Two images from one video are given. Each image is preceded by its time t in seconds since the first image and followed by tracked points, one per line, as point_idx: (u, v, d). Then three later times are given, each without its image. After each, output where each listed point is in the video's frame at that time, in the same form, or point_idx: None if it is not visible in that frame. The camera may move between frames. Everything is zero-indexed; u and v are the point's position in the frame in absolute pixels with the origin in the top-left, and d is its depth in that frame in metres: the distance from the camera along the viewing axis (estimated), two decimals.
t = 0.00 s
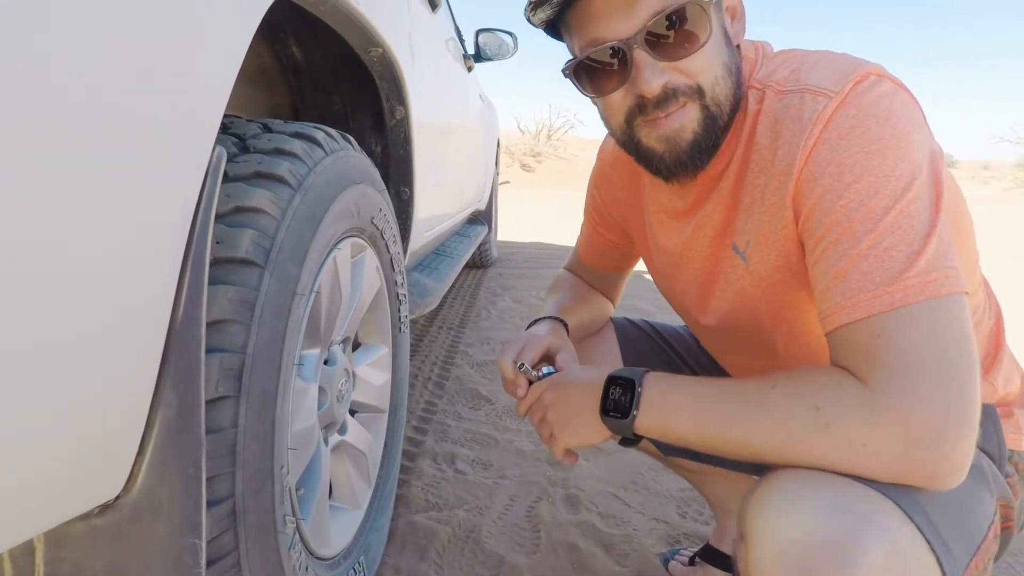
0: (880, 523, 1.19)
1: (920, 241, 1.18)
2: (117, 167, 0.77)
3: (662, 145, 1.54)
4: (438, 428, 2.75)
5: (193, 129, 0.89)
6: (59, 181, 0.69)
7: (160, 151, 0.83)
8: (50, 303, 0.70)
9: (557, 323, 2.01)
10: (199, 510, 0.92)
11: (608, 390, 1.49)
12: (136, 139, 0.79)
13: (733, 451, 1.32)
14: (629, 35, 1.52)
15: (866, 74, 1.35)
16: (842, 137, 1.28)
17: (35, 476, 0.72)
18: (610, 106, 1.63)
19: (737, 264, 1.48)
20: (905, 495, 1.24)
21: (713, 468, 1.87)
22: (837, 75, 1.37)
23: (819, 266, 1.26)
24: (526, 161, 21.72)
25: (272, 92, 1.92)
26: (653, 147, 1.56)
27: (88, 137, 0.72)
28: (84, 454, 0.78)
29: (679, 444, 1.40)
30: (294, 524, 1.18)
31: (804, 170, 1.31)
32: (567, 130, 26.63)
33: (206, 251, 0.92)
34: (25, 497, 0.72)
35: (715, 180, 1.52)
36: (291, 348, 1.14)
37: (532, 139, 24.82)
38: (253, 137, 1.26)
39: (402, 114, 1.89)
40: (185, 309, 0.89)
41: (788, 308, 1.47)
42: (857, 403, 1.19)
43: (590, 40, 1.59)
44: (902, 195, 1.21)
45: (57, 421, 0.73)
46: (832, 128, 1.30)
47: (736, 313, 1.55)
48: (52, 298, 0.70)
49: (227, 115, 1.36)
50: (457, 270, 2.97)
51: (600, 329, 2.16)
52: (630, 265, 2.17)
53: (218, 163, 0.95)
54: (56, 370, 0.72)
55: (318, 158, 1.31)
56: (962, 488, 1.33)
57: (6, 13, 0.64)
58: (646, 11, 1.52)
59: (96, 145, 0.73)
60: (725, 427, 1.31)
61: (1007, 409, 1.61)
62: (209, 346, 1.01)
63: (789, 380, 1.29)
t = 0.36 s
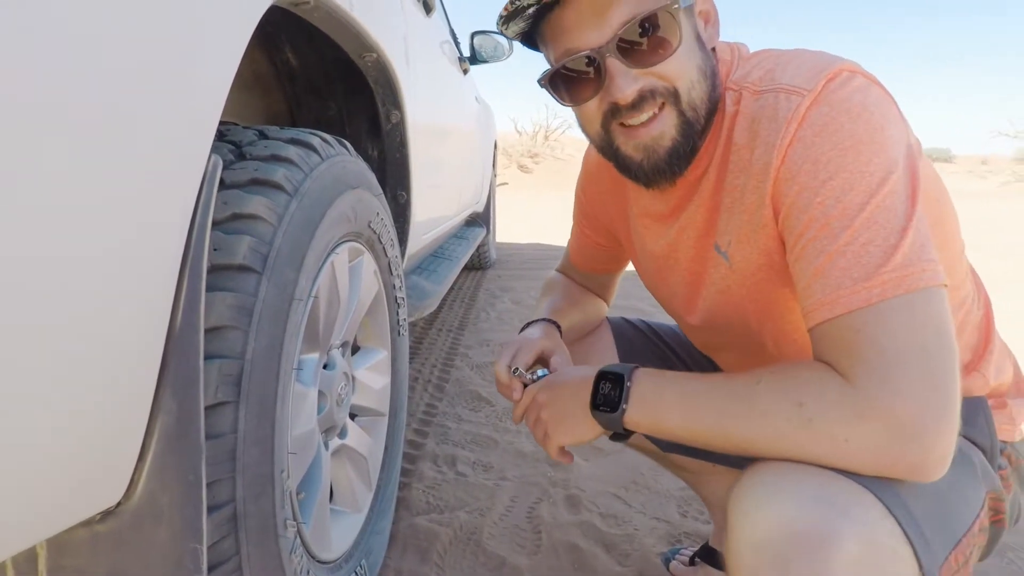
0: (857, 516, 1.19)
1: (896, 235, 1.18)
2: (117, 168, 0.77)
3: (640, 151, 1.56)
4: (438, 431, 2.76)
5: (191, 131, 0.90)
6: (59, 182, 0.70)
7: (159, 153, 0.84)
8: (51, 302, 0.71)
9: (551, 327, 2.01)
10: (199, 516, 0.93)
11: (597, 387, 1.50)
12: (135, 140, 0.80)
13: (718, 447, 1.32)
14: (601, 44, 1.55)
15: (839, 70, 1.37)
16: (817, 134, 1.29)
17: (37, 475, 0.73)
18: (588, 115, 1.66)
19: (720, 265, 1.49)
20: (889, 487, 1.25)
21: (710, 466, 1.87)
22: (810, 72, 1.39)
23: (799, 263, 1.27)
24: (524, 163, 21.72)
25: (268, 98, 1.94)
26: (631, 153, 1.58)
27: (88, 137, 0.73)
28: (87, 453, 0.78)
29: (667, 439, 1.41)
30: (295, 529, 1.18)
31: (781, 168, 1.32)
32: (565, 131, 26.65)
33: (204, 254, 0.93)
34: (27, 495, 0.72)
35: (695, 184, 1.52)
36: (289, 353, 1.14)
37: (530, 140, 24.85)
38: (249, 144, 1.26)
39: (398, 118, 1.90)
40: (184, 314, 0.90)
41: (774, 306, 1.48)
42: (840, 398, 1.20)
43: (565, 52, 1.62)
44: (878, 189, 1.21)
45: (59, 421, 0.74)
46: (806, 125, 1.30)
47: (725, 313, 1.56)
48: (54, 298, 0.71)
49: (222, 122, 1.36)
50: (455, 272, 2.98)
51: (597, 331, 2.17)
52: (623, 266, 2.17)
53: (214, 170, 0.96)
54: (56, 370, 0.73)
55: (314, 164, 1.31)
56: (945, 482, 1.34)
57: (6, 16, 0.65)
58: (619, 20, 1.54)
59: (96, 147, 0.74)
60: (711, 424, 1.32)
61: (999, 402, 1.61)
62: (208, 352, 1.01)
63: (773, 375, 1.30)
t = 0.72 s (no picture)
0: (865, 512, 1.20)
1: (905, 232, 1.18)
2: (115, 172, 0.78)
3: (645, 144, 1.58)
4: (440, 432, 2.76)
5: (189, 134, 0.90)
6: (56, 187, 0.71)
7: (157, 157, 0.84)
8: (49, 305, 0.71)
9: (555, 326, 2.01)
10: (199, 520, 0.93)
11: (603, 387, 1.50)
12: (132, 145, 0.80)
13: (725, 443, 1.32)
14: (609, 34, 1.54)
15: (849, 68, 1.37)
16: (826, 130, 1.29)
17: (37, 477, 0.74)
18: (594, 104, 1.66)
19: (730, 260, 1.49)
20: (894, 482, 1.25)
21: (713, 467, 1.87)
22: (819, 68, 1.40)
23: (807, 259, 1.27)
24: (525, 163, 21.72)
25: (268, 103, 1.95)
26: (637, 145, 1.59)
27: (84, 141, 0.74)
28: (86, 455, 0.79)
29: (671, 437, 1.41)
30: (296, 531, 1.19)
31: (791, 165, 1.32)
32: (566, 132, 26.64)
33: (203, 259, 0.93)
34: (26, 497, 0.73)
35: (704, 179, 1.54)
36: (289, 357, 1.15)
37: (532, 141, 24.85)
38: (248, 148, 1.27)
39: (397, 120, 1.90)
40: (183, 318, 0.91)
41: (783, 304, 1.47)
42: (848, 392, 1.20)
43: (572, 41, 1.61)
44: (888, 186, 1.22)
45: (57, 423, 0.75)
46: (816, 122, 1.31)
47: (733, 311, 1.56)
48: (51, 302, 0.72)
49: (220, 127, 1.37)
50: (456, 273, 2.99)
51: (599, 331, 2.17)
52: (628, 265, 2.18)
53: (212, 175, 0.96)
54: (55, 372, 0.73)
55: (312, 167, 1.32)
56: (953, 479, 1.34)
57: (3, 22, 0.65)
58: (626, 10, 1.52)
59: (93, 151, 0.75)
60: (716, 420, 1.32)
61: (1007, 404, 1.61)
62: (207, 355, 1.02)
63: (781, 371, 1.31)
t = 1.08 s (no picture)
0: (884, 512, 1.20)
1: (923, 231, 1.17)
2: (113, 171, 0.78)
3: (665, 124, 1.57)
4: (440, 432, 2.75)
5: (189, 133, 0.90)
6: (53, 187, 0.70)
7: (155, 157, 0.84)
8: (46, 307, 0.71)
9: (559, 324, 2.00)
10: (193, 522, 0.92)
11: (608, 397, 1.49)
12: (131, 144, 0.80)
13: (733, 448, 1.32)
14: (635, 12, 1.55)
15: (874, 68, 1.35)
16: (848, 127, 1.28)
17: (33, 479, 0.73)
18: (615, 85, 1.66)
19: (747, 254, 1.47)
20: (906, 482, 1.24)
21: (714, 468, 1.86)
22: (844, 66, 1.38)
23: (822, 255, 1.26)
24: (528, 163, 21.71)
25: (269, 101, 1.94)
26: (655, 125, 1.59)
27: (83, 141, 0.74)
28: (83, 457, 0.79)
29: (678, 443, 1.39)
30: (292, 531, 1.18)
31: (810, 160, 1.31)
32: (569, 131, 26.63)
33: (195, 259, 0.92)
34: (22, 497, 0.73)
35: (723, 168, 1.52)
36: (286, 356, 1.14)
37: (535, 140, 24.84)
38: (246, 146, 1.27)
39: (397, 119, 1.90)
40: (176, 318, 0.90)
41: (797, 300, 1.46)
42: (856, 393, 1.19)
43: (597, 18, 1.62)
44: (907, 184, 1.20)
45: (53, 424, 0.74)
46: (839, 118, 1.29)
47: (745, 308, 1.54)
48: (48, 304, 0.71)
49: (219, 126, 1.36)
50: (458, 273, 2.98)
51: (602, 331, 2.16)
52: (637, 263, 2.17)
53: (206, 174, 0.95)
54: (51, 372, 0.73)
55: (311, 166, 1.31)
56: (961, 479, 1.32)
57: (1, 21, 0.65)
58: None
59: (91, 150, 0.75)
60: (722, 422, 1.31)
61: (1013, 408, 1.59)
62: (202, 355, 1.01)
63: (787, 372, 1.30)
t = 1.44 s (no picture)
0: (895, 511, 1.19)
1: (936, 226, 1.17)
2: (111, 169, 0.77)
3: (683, 110, 1.53)
4: (439, 431, 2.75)
5: (188, 130, 0.89)
6: (51, 185, 0.70)
7: (154, 155, 0.83)
8: (43, 306, 0.71)
9: (558, 322, 2.00)
10: (189, 522, 0.92)
11: (609, 399, 1.49)
12: (130, 142, 0.80)
13: (737, 446, 1.31)
14: None
15: (891, 60, 1.34)
16: (863, 120, 1.27)
17: (30, 479, 0.73)
18: (633, 71, 1.63)
19: (759, 247, 1.47)
20: (913, 478, 1.24)
21: (714, 467, 1.86)
22: (860, 59, 1.37)
23: (832, 249, 1.26)
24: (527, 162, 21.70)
25: (266, 99, 1.94)
26: (673, 111, 1.55)
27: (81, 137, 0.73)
28: (81, 456, 0.78)
29: (686, 444, 1.39)
30: (290, 530, 1.18)
31: (824, 152, 1.30)
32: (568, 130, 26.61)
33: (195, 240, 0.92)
34: (21, 497, 0.72)
35: (737, 162, 1.51)
36: (283, 354, 1.13)
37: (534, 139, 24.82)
38: (242, 143, 1.26)
39: (395, 117, 1.89)
40: (171, 317, 0.89)
41: (806, 295, 1.46)
42: (864, 389, 1.18)
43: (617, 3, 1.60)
44: (921, 180, 1.20)
45: (51, 423, 0.74)
46: (854, 111, 1.29)
47: (755, 304, 1.53)
48: (45, 303, 0.71)
49: (215, 123, 1.36)
50: (457, 272, 2.98)
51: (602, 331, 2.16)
52: (642, 259, 2.17)
53: (201, 171, 0.94)
54: (49, 370, 0.73)
55: (307, 163, 1.31)
56: (970, 476, 1.32)
57: None
58: None
59: (89, 147, 0.74)
60: (729, 421, 1.31)
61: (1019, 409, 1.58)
62: (198, 353, 1.01)
63: (792, 370, 1.30)
